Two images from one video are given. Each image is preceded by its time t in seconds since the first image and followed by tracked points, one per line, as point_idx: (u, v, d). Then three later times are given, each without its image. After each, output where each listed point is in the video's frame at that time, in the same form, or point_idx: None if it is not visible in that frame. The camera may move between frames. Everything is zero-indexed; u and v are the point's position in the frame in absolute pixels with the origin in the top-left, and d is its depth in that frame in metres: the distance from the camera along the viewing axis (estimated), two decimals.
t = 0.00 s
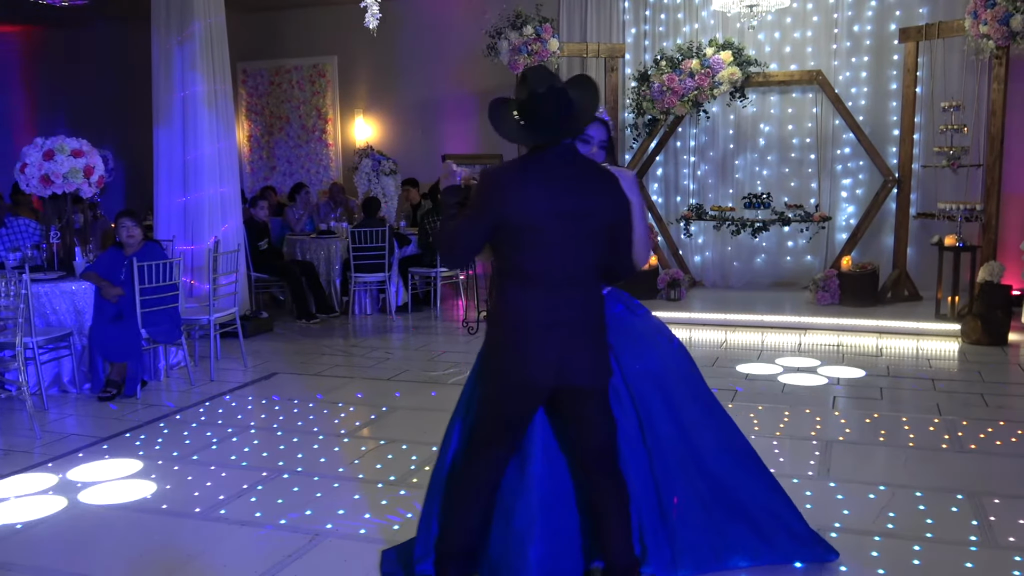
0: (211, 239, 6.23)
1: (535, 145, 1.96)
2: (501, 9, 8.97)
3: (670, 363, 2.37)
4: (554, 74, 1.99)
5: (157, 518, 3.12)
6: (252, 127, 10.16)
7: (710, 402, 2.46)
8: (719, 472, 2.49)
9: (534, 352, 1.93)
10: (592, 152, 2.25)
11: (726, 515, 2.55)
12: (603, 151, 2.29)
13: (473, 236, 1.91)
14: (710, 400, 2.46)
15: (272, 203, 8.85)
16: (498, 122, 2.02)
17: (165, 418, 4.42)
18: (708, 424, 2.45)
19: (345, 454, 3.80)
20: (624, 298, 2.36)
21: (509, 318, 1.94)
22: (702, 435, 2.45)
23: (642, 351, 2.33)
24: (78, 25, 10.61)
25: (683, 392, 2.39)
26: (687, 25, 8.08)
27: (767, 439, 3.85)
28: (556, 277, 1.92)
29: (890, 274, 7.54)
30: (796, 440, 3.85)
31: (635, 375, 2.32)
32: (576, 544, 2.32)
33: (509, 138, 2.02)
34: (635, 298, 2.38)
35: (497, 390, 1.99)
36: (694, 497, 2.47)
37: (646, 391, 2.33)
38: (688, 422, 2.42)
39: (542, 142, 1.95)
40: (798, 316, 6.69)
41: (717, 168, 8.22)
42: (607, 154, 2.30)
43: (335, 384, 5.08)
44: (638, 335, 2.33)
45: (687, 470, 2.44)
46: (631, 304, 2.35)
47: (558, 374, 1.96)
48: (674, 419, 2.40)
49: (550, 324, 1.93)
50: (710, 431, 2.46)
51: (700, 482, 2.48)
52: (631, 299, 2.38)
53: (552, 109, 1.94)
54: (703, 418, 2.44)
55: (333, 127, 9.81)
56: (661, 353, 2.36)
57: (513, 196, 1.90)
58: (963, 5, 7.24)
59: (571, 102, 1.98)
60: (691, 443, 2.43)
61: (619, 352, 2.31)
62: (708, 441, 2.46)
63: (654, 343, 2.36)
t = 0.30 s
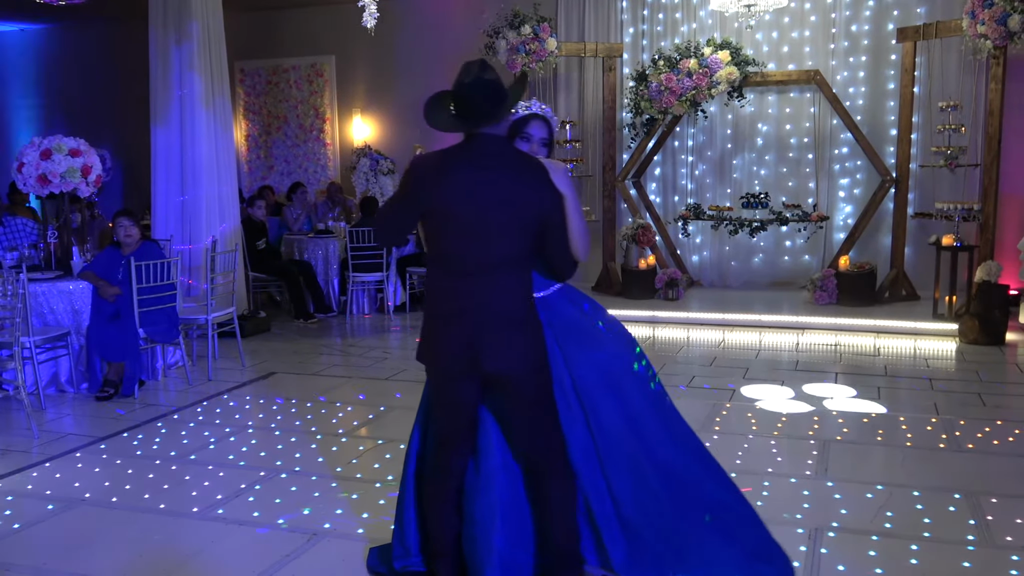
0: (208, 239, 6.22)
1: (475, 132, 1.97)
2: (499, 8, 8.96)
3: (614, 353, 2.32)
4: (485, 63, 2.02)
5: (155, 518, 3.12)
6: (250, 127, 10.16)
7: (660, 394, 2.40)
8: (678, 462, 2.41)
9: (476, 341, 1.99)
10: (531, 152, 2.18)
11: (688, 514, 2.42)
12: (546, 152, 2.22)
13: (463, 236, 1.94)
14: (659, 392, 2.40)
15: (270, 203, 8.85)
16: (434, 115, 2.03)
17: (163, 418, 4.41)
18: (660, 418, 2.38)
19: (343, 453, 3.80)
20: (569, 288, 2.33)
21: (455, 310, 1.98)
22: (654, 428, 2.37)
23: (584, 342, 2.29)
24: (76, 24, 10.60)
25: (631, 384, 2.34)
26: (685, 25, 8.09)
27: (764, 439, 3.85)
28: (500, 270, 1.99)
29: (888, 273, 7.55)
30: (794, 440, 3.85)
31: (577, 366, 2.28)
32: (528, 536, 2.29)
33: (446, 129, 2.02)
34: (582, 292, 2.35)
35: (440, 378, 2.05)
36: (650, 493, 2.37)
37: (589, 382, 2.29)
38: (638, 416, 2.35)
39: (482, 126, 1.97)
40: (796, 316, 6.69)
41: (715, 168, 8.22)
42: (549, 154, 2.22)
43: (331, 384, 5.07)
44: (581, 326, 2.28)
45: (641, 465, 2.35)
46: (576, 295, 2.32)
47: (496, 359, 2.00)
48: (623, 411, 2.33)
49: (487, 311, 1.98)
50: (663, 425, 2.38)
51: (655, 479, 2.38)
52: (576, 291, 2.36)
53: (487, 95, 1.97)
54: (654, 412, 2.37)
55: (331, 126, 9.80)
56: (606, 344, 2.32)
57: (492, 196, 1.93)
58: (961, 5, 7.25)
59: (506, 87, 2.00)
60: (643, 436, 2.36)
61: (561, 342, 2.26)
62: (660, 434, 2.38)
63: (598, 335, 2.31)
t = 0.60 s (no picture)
0: (207, 238, 6.23)
1: (440, 129, 1.97)
2: (497, 8, 8.96)
3: (586, 361, 2.26)
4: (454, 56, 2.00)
5: (153, 518, 3.11)
6: (249, 126, 10.15)
7: (632, 412, 2.30)
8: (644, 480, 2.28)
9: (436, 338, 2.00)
10: (499, 149, 2.22)
11: (648, 542, 2.28)
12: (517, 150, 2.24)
13: (459, 235, 1.95)
14: (632, 409, 2.30)
15: (268, 202, 8.85)
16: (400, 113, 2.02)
17: (161, 417, 4.40)
18: (629, 436, 2.27)
19: (340, 453, 3.79)
20: (554, 289, 2.31)
21: (435, 309, 1.99)
22: (621, 446, 2.26)
23: (556, 343, 2.24)
24: (76, 24, 10.59)
25: (599, 396, 2.26)
26: (683, 25, 8.10)
27: (763, 439, 3.85)
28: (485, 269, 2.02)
29: (886, 273, 7.56)
30: (793, 439, 3.85)
31: (546, 367, 2.24)
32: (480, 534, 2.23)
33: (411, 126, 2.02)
34: (567, 295, 2.32)
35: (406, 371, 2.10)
36: (608, 513, 2.25)
37: (555, 387, 2.23)
38: (604, 431, 2.25)
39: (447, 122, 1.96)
40: (794, 316, 6.69)
41: (713, 168, 8.22)
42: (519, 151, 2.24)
43: (329, 384, 5.06)
44: (555, 328, 2.25)
45: (602, 481, 2.25)
46: (558, 297, 2.30)
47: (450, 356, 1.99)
48: (589, 423, 2.25)
49: (451, 310, 1.99)
50: (631, 444, 2.27)
51: (615, 501, 2.25)
52: (562, 294, 2.33)
53: (451, 90, 1.95)
54: (622, 428, 2.27)
55: (329, 126, 9.80)
56: (579, 350, 2.26)
57: (489, 196, 1.94)
58: (959, 5, 7.26)
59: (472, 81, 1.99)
60: (608, 453, 2.25)
61: (532, 341, 2.23)
62: (627, 454, 2.27)
63: (572, 339, 2.26)
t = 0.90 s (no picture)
0: (205, 238, 6.22)
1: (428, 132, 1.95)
2: (496, 7, 8.95)
3: (593, 362, 2.26)
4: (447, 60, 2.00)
5: (151, 518, 3.11)
6: (247, 126, 10.15)
7: (638, 414, 2.29)
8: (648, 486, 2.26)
9: (422, 343, 1.98)
10: (495, 153, 2.21)
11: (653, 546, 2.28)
12: (514, 154, 2.23)
13: (453, 237, 1.94)
14: (637, 410, 2.31)
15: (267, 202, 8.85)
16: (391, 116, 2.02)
17: (160, 418, 4.39)
18: (637, 438, 2.27)
19: (339, 453, 3.79)
20: (556, 296, 2.33)
21: (422, 311, 1.99)
22: (629, 447, 2.25)
23: (561, 346, 2.25)
24: (75, 23, 10.58)
25: (607, 396, 2.25)
26: (682, 24, 8.11)
27: (761, 439, 3.85)
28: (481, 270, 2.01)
29: (885, 273, 7.56)
30: (791, 439, 3.85)
31: (550, 372, 2.23)
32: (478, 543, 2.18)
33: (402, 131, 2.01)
34: (571, 303, 2.34)
35: (392, 377, 2.09)
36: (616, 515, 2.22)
37: (562, 388, 2.22)
38: (611, 431, 2.24)
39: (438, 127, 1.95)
40: (794, 315, 6.70)
41: (712, 168, 8.22)
42: (516, 154, 2.23)
43: (328, 384, 5.06)
44: (559, 331, 2.26)
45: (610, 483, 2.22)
46: (562, 303, 2.32)
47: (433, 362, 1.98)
48: (596, 424, 2.24)
49: (437, 315, 1.98)
50: (638, 445, 2.26)
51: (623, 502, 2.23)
52: (564, 301, 2.35)
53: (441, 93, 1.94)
54: (630, 429, 2.26)
55: (328, 126, 9.80)
56: (585, 352, 2.27)
57: (485, 196, 1.94)
58: (958, 5, 7.26)
59: (464, 84, 1.98)
60: (616, 454, 2.24)
61: (537, 345, 2.24)
62: (635, 456, 2.25)
63: (577, 342, 2.28)
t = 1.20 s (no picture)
0: (204, 238, 6.22)
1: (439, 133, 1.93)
2: (495, 7, 8.94)
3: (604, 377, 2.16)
4: (458, 58, 1.96)
5: (151, 518, 3.11)
6: (246, 126, 10.14)
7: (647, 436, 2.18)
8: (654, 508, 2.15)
9: (422, 353, 1.95)
10: (515, 148, 2.14)
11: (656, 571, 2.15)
12: (538, 152, 2.15)
13: (464, 238, 1.90)
14: (648, 432, 2.19)
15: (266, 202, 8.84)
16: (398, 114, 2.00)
17: (159, 418, 4.39)
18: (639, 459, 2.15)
19: (338, 453, 3.79)
20: (576, 302, 2.26)
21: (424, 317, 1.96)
22: (631, 469, 2.14)
23: (572, 356, 2.17)
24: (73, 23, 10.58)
25: (615, 413, 2.14)
26: (681, 24, 8.11)
27: (760, 438, 3.85)
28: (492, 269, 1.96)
29: (883, 272, 7.56)
30: (790, 439, 3.85)
31: (555, 384, 2.14)
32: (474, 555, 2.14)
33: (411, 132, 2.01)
34: (588, 313, 2.25)
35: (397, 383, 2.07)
36: (608, 537, 2.11)
37: (567, 398, 2.13)
38: (616, 450, 2.13)
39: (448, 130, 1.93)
40: (793, 315, 6.70)
41: (711, 167, 8.23)
42: (540, 151, 2.15)
43: (327, 384, 5.06)
44: (570, 340, 2.18)
45: (606, 503, 2.11)
46: (577, 313, 2.22)
47: (436, 375, 1.94)
48: (600, 441, 2.13)
49: (438, 321, 1.94)
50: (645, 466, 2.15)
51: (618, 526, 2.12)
52: (584, 310, 2.26)
53: (455, 96, 1.92)
54: (635, 450, 2.15)
55: (326, 125, 9.80)
56: (597, 365, 2.17)
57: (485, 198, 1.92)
58: (956, 5, 7.27)
59: (479, 85, 1.94)
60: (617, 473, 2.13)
61: (542, 355, 2.16)
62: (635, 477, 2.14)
63: (590, 354, 2.19)
